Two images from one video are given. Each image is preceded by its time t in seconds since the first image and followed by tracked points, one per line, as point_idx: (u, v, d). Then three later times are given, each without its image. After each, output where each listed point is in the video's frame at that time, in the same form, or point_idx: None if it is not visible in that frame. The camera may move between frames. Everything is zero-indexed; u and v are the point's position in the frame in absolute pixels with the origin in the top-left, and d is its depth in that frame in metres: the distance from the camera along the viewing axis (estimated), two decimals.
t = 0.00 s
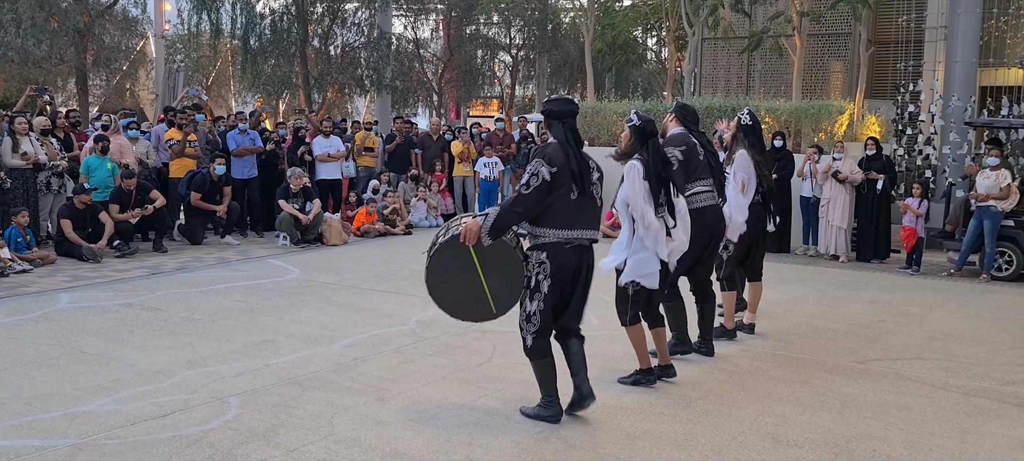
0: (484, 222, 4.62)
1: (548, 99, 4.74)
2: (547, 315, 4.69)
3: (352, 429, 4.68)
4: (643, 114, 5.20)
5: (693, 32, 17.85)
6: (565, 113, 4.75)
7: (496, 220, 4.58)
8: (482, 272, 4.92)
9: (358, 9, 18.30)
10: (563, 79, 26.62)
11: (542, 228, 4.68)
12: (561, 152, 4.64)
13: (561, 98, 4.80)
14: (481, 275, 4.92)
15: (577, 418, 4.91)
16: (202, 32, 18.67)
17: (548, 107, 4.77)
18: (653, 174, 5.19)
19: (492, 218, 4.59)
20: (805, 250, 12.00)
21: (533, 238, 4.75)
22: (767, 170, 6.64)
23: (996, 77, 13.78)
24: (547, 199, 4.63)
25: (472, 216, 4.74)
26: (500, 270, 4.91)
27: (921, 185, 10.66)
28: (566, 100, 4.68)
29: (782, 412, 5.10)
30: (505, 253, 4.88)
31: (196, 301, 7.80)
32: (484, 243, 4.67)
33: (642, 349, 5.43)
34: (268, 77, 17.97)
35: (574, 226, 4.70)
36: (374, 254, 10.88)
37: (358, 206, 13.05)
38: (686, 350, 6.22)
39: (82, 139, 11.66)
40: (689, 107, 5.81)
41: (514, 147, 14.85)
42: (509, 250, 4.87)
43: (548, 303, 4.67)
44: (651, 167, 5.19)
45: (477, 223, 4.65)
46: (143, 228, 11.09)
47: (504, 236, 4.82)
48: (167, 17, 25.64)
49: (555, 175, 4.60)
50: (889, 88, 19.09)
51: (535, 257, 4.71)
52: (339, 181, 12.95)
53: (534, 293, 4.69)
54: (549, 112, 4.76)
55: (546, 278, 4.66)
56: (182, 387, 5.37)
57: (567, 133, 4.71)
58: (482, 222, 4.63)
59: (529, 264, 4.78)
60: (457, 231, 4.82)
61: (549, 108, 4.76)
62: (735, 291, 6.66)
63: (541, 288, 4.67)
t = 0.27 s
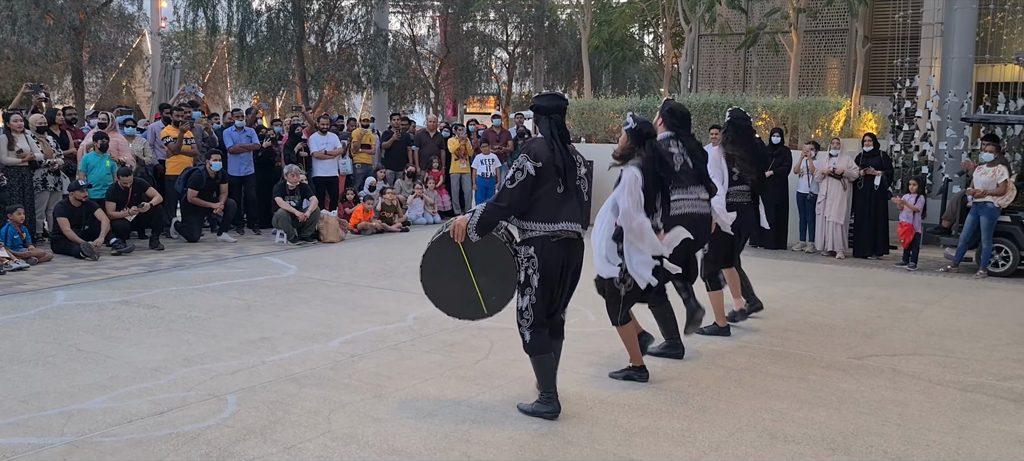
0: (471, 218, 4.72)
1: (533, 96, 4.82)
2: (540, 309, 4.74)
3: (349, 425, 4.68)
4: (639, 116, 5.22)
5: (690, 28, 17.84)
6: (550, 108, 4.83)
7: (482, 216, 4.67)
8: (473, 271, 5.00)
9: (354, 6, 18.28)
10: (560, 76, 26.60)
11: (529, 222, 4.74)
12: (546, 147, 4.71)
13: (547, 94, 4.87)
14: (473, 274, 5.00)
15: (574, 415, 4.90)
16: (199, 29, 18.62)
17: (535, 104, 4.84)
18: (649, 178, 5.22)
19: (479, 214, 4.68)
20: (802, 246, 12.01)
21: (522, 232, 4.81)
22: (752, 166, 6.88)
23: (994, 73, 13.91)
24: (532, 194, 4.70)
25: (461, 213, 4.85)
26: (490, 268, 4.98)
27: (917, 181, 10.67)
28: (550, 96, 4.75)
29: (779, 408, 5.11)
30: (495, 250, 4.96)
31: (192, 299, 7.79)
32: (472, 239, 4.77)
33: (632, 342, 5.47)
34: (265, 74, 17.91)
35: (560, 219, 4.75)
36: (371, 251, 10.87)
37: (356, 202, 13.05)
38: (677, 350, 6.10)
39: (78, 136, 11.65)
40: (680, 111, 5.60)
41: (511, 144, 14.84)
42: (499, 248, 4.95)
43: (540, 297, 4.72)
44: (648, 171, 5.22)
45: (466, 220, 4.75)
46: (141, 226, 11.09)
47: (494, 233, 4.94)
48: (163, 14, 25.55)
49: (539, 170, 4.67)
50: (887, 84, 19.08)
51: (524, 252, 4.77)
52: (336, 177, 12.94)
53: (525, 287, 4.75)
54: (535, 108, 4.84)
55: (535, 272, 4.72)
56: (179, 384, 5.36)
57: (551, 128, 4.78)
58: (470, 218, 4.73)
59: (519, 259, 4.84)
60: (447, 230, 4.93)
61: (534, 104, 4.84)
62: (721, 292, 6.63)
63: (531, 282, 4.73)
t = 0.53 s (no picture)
0: (471, 215, 4.74)
1: (531, 94, 4.87)
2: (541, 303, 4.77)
3: (349, 424, 4.68)
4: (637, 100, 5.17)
5: (690, 26, 17.81)
6: (546, 105, 4.88)
7: (482, 212, 4.69)
8: (476, 266, 5.03)
9: (353, 4, 18.27)
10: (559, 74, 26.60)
11: (529, 218, 4.77)
12: (544, 143, 4.75)
13: (543, 92, 4.92)
14: (475, 269, 5.02)
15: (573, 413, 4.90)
16: (198, 27, 18.60)
17: (530, 102, 4.90)
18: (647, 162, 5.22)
19: (478, 210, 4.70)
20: (802, 244, 12.01)
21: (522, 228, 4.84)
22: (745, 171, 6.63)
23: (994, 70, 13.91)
24: (531, 190, 4.73)
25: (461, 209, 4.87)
26: (493, 263, 5.00)
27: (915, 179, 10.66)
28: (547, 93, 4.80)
29: (778, 405, 5.11)
30: (497, 246, 4.96)
31: (192, 297, 7.78)
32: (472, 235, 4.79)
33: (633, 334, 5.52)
34: (264, 72, 17.90)
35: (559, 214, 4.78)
36: (371, 249, 10.87)
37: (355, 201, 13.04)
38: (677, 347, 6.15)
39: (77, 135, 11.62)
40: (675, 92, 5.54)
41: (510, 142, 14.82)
42: (500, 243, 4.95)
43: (541, 292, 4.75)
44: (647, 155, 5.22)
45: (466, 216, 4.76)
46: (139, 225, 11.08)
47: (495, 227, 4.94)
48: (162, 12, 25.52)
49: (538, 165, 4.71)
50: (886, 81, 19.05)
51: (524, 247, 4.80)
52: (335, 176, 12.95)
53: (527, 283, 4.79)
54: (531, 106, 4.89)
55: (536, 267, 4.75)
56: (178, 382, 5.36)
57: (548, 125, 4.83)
58: (469, 215, 4.75)
59: (520, 255, 4.87)
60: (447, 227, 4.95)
61: (530, 103, 4.89)
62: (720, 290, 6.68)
63: (533, 277, 4.76)
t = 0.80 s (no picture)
0: (471, 207, 4.79)
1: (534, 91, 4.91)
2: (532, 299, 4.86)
3: (347, 423, 4.68)
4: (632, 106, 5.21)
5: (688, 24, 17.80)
6: (547, 101, 4.93)
7: (483, 206, 4.73)
8: (468, 260, 5.04)
9: (351, 3, 18.25)
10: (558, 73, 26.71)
11: (529, 214, 4.84)
12: (546, 140, 4.82)
13: (541, 90, 4.97)
14: (468, 263, 5.04)
15: (570, 412, 4.90)
16: (196, 27, 18.60)
17: (527, 100, 4.94)
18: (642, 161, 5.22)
19: (479, 203, 4.75)
20: (800, 243, 12.03)
21: (521, 224, 4.91)
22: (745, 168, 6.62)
23: (991, 70, 13.95)
24: (532, 186, 4.80)
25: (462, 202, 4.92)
26: (486, 258, 5.03)
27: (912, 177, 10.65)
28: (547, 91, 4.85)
29: (777, 404, 5.11)
30: (492, 241, 5.00)
31: (190, 297, 7.78)
32: (471, 227, 4.83)
33: (637, 337, 5.50)
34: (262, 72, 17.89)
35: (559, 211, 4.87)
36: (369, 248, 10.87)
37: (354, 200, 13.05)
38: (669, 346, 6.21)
39: (75, 135, 11.65)
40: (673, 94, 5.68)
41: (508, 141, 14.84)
42: (497, 238, 4.99)
43: (534, 287, 4.83)
44: (643, 155, 5.22)
45: (466, 208, 4.82)
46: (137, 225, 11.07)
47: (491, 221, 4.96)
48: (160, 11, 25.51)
49: (540, 162, 4.77)
50: (884, 80, 19.06)
51: (523, 243, 4.86)
52: (333, 175, 12.92)
53: (522, 278, 4.85)
54: (527, 105, 4.93)
55: (534, 263, 4.82)
56: (176, 383, 5.35)
57: (548, 122, 4.88)
58: (469, 207, 4.81)
59: (517, 250, 4.93)
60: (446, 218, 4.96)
61: (528, 100, 4.94)
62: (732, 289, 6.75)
63: (529, 273, 4.83)
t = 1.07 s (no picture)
0: (458, 211, 4.79)
1: (517, 90, 4.89)
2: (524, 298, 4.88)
3: (342, 422, 4.67)
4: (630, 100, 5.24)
5: (682, 23, 17.83)
6: (530, 100, 4.91)
7: (470, 209, 4.74)
8: (459, 261, 5.00)
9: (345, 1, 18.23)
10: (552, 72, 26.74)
11: (515, 213, 4.86)
12: (530, 139, 4.82)
13: (525, 88, 4.95)
14: (459, 264, 4.99)
15: (566, 411, 4.90)
16: (190, 25, 18.57)
17: (510, 99, 4.92)
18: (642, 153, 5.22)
19: (466, 207, 4.76)
20: (795, 242, 12.06)
21: (507, 223, 4.92)
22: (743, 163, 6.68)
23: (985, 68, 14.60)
24: (518, 186, 4.80)
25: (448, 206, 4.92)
26: (477, 259, 4.98)
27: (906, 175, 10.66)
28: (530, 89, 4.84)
29: (771, 403, 5.11)
30: (480, 243, 4.96)
31: (184, 296, 7.76)
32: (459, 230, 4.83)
33: (631, 333, 5.49)
34: (256, 70, 17.85)
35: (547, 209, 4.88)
36: (364, 247, 10.86)
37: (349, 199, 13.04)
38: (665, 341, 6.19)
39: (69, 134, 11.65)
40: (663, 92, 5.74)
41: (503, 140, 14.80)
42: (485, 240, 4.95)
43: (525, 286, 4.86)
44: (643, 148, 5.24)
45: (453, 212, 4.83)
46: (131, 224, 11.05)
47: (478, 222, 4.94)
48: (153, 10, 25.44)
49: (525, 162, 4.78)
50: (878, 79, 19.10)
51: (510, 242, 4.88)
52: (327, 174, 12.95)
53: (512, 277, 4.88)
54: (511, 104, 4.91)
55: (522, 262, 4.85)
56: (170, 382, 5.34)
57: (531, 121, 4.88)
58: (456, 210, 4.81)
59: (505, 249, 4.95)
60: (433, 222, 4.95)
61: (511, 100, 4.91)
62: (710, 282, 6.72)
63: (518, 272, 4.86)
